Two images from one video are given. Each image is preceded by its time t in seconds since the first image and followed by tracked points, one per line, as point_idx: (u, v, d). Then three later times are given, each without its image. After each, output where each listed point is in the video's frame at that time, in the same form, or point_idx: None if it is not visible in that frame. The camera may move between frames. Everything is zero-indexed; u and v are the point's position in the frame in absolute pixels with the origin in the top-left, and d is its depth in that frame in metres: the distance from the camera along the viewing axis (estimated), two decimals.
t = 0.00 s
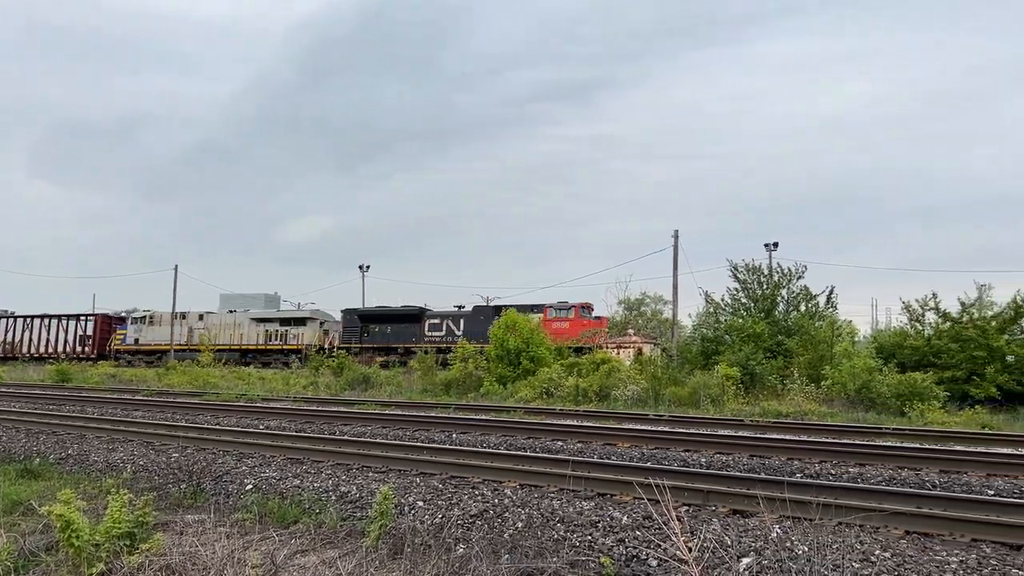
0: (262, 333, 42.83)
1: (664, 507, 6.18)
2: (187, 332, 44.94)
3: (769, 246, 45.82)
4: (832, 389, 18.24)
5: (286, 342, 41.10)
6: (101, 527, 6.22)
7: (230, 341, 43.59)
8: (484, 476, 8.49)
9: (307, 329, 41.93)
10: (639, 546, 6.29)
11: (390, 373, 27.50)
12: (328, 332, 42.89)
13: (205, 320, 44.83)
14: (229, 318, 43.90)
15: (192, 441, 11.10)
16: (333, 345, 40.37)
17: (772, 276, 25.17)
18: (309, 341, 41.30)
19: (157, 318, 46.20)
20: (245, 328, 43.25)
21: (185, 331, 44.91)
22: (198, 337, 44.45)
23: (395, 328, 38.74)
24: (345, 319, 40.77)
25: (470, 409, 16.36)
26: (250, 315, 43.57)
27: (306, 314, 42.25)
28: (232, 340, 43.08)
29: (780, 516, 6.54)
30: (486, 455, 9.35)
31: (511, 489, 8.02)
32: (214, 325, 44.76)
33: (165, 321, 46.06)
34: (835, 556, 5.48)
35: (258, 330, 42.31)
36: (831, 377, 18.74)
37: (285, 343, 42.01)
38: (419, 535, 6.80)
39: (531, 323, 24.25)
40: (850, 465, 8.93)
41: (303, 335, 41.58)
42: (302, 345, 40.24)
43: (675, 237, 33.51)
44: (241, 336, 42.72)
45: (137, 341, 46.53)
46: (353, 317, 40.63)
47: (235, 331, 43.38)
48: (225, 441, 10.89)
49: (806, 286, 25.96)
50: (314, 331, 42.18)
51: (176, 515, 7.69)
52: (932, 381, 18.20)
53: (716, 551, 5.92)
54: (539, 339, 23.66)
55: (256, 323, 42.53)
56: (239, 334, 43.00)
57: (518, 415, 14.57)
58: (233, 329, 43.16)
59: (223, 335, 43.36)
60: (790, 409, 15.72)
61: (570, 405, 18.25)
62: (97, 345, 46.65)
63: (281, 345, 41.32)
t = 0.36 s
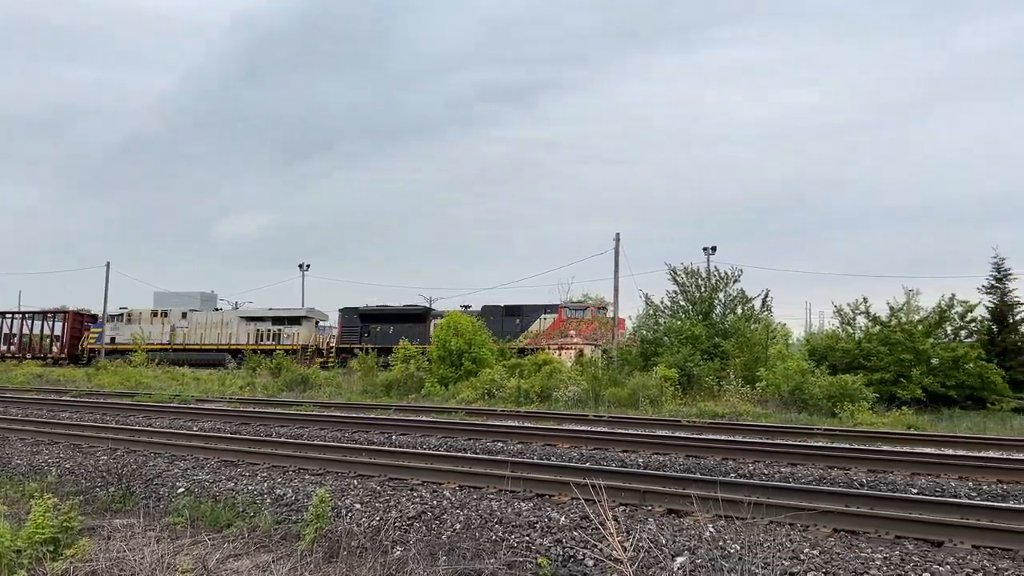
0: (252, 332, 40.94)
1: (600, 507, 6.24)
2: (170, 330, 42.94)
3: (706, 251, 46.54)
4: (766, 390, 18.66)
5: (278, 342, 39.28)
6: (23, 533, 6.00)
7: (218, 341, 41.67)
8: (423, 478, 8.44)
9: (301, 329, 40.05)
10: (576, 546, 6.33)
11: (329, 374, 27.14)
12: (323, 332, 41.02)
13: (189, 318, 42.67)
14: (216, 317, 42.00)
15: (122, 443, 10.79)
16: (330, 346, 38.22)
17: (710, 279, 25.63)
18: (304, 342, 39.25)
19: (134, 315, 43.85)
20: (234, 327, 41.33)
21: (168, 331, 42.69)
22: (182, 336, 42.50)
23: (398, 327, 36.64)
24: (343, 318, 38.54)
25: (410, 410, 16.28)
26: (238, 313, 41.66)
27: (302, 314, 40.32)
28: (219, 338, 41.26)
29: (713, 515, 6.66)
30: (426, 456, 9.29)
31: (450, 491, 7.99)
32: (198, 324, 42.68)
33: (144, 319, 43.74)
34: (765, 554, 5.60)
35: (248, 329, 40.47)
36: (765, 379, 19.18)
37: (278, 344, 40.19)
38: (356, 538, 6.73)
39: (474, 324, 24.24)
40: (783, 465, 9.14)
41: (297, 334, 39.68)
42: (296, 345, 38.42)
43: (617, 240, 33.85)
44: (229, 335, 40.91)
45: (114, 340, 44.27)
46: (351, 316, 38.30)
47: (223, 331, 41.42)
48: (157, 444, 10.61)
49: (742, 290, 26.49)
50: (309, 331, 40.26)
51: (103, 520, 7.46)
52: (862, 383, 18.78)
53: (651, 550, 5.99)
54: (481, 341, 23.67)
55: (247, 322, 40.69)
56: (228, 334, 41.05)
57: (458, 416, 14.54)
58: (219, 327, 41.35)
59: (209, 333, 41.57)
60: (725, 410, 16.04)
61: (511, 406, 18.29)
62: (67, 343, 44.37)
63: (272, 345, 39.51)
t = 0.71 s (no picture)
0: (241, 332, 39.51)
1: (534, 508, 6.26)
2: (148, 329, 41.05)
3: (643, 253, 47.16)
4: (699, 391, 19.02)
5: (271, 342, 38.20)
6: None
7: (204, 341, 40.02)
8: (357, 480, 8.35)
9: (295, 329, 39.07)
10: (510, 546, 6.34)
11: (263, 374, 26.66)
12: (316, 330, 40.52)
13: (172, 317, 40.81)
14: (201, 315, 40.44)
15: (43, 446, 10.40)
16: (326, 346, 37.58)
17: (646, 281, 25.99)
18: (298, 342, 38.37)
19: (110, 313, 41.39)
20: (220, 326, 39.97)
21: (148, 330, 40.66)
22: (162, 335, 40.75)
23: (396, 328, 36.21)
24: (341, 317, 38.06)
25: (346, 411, 16.09)
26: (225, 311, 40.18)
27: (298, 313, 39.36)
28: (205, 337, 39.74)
29: (645, 514, 6.75)
30: (361, 457, 9.19)
31: (384, 493, 7.92)
32: (182, 322, 40.89)
33: (122, 318, 41.38)
34: (695, 553, 5.69)
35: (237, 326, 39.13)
36: (699, 380, 19.53)
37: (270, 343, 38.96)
38: (287, 541, 6.62)
39: (412, 325, 24.16)
40: (715, 464, 9.32)
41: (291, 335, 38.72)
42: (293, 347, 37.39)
43: (556, 241, 34.02)
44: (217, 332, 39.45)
45: (87, 339, 41.72)
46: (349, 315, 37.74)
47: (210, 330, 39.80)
48: (81, 447, 10.25)
49: (677, 292, 26.94)
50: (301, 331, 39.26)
51: (22, 526, 7.17)
52: (792, 383, 19.26)
53: (585, 550, 6.03)
54: (419, 342, 23.57)
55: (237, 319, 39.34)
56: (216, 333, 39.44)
57: (395, 417, 14.48)
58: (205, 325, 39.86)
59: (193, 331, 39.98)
60: (659, 410, 16.26)
61: (449, 407, 18.24)
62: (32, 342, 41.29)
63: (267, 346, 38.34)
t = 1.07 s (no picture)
0: (230, 332, 38.20)
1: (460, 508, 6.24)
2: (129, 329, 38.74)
3: (575, 255, 47.51)
4: (627, 391, 19.23)
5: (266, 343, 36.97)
6: None
7: (189, 341, 38.53)
8: (281, 482, 8.20)
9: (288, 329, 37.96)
10: (436, 547, 6.31)
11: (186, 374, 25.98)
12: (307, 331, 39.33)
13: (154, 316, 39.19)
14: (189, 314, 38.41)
15: None
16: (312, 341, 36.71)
17: (577, 282, 26.25)
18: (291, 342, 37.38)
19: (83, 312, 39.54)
20: (208, 326, 38.17)
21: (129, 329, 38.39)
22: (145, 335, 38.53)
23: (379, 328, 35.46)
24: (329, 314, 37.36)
25: (272, 413, 15.78)
26: (210, 310, 38.76)
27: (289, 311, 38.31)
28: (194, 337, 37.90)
29: (570, 513, 6.80)
30: (286, 459, 9.02)
31: (309, 495, 7.79)
32: (164, 321, 39.02)
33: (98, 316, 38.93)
34: (619, 551, 5.76)
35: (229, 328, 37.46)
36: (627, 379, 19.75)
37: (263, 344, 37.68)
38: (207, 546, 6.45)
39: (341, 324, 23.90)
40: (641, 463, 9.45)
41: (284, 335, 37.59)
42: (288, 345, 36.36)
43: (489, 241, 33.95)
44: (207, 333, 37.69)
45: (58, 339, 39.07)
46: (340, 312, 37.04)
47: (195, 330, 38.30)
48: None
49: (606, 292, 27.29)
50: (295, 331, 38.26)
51: None
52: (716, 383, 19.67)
53: (511, 550, 6.04)
54: (348, 342, 23.28)
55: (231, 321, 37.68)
56: (201, 333, 37.93)
57: (321, 418, 14.30)
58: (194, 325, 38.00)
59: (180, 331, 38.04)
60: (588, 410, 16.40)
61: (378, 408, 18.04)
62: None
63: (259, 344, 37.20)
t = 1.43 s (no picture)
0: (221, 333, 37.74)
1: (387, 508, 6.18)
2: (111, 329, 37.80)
3: (507, 255, 47.58)
4: (558, 390, 19.32)
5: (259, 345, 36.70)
6: None
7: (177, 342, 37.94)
8: (202, 485, 7.99)
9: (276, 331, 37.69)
10: (361, 549, 6.23)
11: (104, 374, 25.12)
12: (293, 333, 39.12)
13: (138, 314, 37.94)
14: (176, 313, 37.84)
15: None
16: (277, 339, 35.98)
17: (510, 282, 26.30)
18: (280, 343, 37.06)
19: (61, 311, 38.01)
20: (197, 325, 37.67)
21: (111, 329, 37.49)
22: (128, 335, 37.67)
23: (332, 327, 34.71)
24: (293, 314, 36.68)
25: (196, 414, 15.37)
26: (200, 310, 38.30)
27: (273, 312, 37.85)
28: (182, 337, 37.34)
29: (498, 511, 6.80)
30: (209, 461, 8.79)
31: (232, 497, 7.61)
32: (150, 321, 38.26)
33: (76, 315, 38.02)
34: (545, 548, 5.79)
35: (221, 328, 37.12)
36: (558, 379, 19.82)
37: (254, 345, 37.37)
38: (123, 551, 6.23)
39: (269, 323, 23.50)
40: (570, 461, 9.53)
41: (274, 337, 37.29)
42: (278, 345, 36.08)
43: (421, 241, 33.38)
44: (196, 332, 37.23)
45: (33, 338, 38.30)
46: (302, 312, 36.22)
47: (184, 330, 37.75)
48: None
49: (538, 292, 27.43)
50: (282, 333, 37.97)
51: None
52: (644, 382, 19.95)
53: (438, 550, 6.01)
54: (275, 341, 22.89)
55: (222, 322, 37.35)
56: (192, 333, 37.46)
57: (246, 419, 14.00)
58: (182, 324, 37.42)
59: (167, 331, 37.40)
60: (519, 409, 16.46)
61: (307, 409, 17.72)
62: None
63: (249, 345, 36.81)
